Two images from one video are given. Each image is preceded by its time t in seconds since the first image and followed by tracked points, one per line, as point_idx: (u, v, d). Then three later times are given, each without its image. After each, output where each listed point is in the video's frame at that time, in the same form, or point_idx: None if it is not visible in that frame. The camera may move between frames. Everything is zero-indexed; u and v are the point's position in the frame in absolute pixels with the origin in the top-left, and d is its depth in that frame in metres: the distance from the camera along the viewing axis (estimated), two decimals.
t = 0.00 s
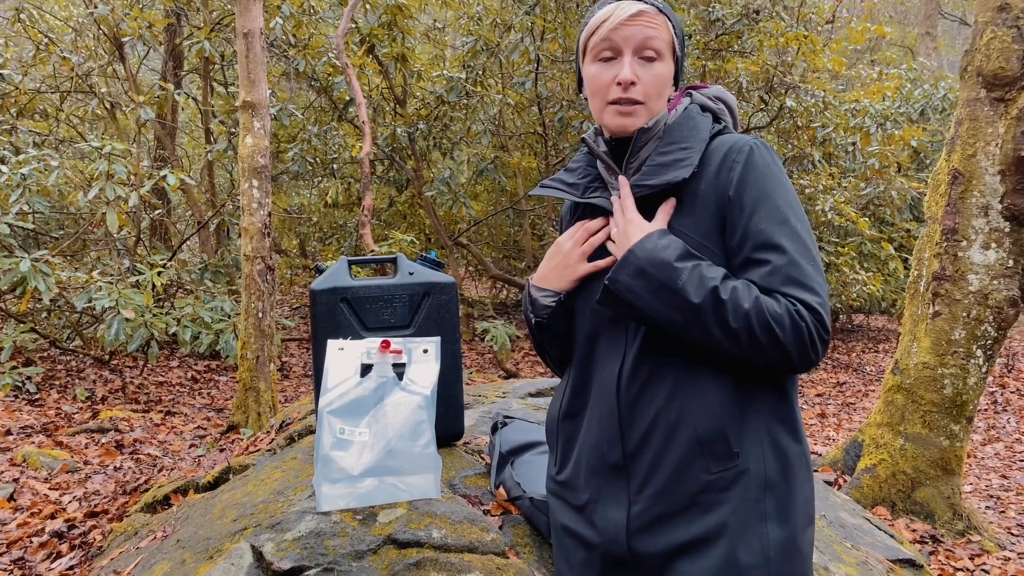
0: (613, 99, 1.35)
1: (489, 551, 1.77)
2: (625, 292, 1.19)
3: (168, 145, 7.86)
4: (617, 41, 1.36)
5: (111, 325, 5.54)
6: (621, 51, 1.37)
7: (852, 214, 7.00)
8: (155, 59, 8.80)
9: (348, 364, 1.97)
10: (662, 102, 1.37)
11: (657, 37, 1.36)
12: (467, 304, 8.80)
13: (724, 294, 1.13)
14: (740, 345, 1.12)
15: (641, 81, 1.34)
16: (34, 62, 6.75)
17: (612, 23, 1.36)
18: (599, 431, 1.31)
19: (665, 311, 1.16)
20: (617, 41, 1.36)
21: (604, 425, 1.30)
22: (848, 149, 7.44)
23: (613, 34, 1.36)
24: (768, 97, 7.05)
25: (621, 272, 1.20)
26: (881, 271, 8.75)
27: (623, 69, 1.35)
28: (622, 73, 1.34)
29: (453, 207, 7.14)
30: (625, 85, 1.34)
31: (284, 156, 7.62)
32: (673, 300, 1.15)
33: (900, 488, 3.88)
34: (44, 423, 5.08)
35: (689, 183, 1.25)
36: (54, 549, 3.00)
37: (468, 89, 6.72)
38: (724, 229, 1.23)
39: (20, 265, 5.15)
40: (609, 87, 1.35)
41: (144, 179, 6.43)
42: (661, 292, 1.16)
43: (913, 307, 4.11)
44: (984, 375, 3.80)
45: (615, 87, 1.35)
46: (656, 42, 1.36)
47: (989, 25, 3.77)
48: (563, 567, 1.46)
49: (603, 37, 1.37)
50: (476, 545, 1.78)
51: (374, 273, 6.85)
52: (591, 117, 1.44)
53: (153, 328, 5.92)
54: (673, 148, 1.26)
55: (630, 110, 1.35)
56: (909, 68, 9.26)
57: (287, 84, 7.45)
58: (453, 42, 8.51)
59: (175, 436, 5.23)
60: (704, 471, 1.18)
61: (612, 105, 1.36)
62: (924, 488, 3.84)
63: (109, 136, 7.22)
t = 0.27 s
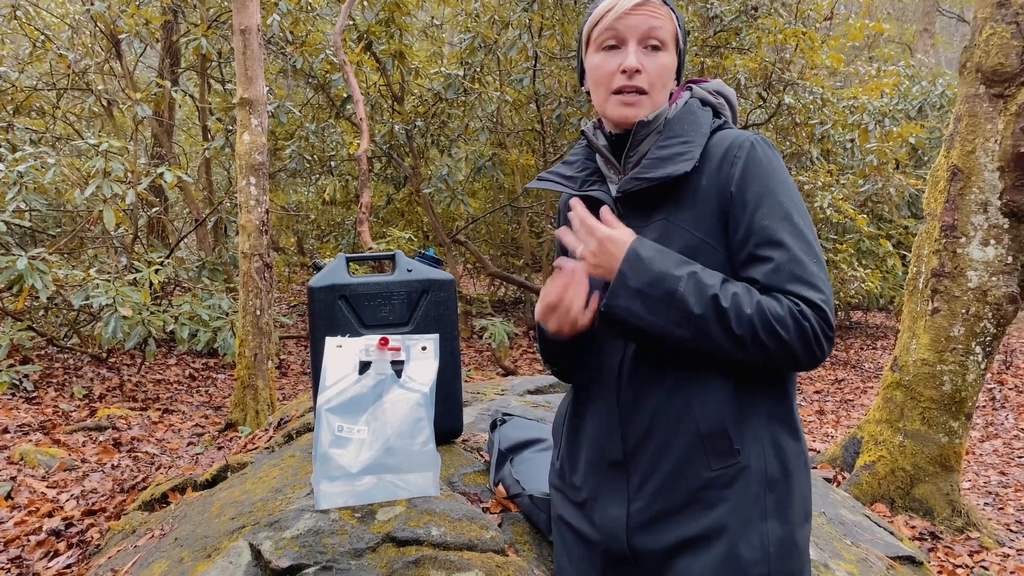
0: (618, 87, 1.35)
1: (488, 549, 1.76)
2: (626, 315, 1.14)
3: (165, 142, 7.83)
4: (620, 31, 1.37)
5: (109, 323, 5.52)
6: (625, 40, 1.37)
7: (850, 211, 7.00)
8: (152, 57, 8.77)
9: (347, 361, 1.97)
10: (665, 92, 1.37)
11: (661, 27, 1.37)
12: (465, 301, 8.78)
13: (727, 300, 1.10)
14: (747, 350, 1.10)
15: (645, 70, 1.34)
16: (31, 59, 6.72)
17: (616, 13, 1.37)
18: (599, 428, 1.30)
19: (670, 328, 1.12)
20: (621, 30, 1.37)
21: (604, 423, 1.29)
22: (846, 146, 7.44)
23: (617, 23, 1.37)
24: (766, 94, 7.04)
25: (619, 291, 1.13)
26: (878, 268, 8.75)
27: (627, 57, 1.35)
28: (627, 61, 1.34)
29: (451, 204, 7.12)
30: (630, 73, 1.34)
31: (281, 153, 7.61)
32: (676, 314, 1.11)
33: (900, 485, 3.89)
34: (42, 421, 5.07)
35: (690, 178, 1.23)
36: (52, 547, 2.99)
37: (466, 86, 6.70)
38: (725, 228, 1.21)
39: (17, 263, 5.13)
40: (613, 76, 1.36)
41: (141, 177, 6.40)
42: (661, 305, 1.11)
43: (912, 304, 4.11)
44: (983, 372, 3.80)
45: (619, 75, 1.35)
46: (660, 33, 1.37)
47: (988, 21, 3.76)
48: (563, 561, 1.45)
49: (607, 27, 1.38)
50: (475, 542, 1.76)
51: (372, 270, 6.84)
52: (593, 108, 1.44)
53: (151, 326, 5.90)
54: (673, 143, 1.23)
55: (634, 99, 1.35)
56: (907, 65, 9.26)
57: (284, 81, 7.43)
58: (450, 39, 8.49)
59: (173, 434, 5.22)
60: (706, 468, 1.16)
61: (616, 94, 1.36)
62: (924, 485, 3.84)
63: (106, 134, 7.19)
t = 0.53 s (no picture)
0: (623, 73, 1.36)
1: (487, 547, 1.75)
2: (639, 313, 1.11)
3: (161, 139, 7.80)
4: (624, 19, 1.39)
5: (105, 321, 5.50)
6: (629, 29, 1.39)
7: (847, 208, 7.01)
8: (148, 54, 8.73)
9: (345, 359, 1.97)
10: (669, 80, 1.39)
11: (664, 16, 1.40)
12: (462, 299, 8.78)
13: (739, 292, 1.09)
14: (756, 343, 1.09)
15: (651, 56, 1.36)
16: (26, 56, 6.68)
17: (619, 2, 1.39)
18: (603, 425, 1.29)
19: (686, 325, 1.10)
20: (625, 19, 1.39)
21: (608, 419, 1.28)
22: (843, 143, 7.44)
23: (621, 12, 1.39)
24: (763, 91, 7.03)
25: (632, 287, 1.11)
26: (875, 266, 8.77)
27: (632, 44, 1.37)
28: (632, 47, 1.36)
29: (448, 202, 7.11)
30: (636, 59, 1.35)
31: (278, 151, 7.59)
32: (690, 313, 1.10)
33: (897, 482, 3.90)
34: (38, 419, 5.05)
35: (691, 170, 1.22)
36: (49, 546, 2.98)
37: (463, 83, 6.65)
38: (729, 220, 1.20)
39: (12, 260, 5.10)
40: (619, 63, 1.37)
41: (137, 174, 6.38)
42: (675, 305, 1.10)
43: (909, 301, 4.11)
44: (980, 369, 3.81)
45: (624, 61, 1.36)
46: (663, 21, 1.39)
47: (985, 18, 3.76)
48: (568, 559, 1.45)
49: (611, 16, 1.40)
50: (474, 540, 1.75)
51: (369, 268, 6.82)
52: (597, 98, 1.44)
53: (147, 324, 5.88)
54: (673, 134, 1.23)
55: (639, 85, 1.36)
56: (904, 62, 9.27)
57: (280, 78, 7.41)
58: (447, 36, 8.47)
59: (170, 432, 5.21)
60: (711, 463, 1.16)
61: (621, 81, 1.37)
62: (921, 482, 3.85)
63: (102, 131, 7.16)
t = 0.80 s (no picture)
0: (621, 72, 1.36)
1: (484, 546, 1.75)
2: (640, 316, 1.11)
3: (154, 137, 7.77)
4: (618, 19, 1.39)
5: (98, 320, 5.47)
6: (623, 28, 1.39)
7: (841, 206, 7.04)
8: (141, 52, 8.69)
9: (341, 358, 1.98)
10: (666, 78, 1.38)
11: (658, 14, 1.40)
12: (457, 297, 8.77)
13: (739, 289, 1.09)
14: (758, 338, 1.09)
15: (646, 54, 1.35)
16: (18, 53, 6.63)
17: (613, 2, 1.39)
18: (603, 423, 1.29)
19: (688, 323, 1.09)
20: (619, 19, 1.39)
21: (609, 416, 1.28)
22: (837, 141, 7.47)
23: (615, 11, 1.39)
24: (757, 89, 7.04)
25: (632, 292, 1.10)
26: (868, 264, 8.81)
27: (629, 43, 1.36)
28: (629, 45, 1.35)
29: (443, 200, 7.10)
30: (632, 57, 1.35)
31: (272, 149, 7.56)
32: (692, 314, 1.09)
33: (891, 479, 3.92)
34: (31, 419, 5.02)
35: (686, 163, 1.22)
36: (43, 546, 2.96)
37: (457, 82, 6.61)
38: (727, 213, 1.20)
39: (4, 259, 5.07)
40: (615, 62, 1.36)
41: (130, 172, 6.34)
42: (676, 309, 1.09)
43: (903, 298, 4.13)
44: (974, 366, 3.83)
45: (621, 60, 1.36)
46: (657, 19, 1.39)
47: (979, 16, 3.77)
48: (570, 559, 1.45)
49: (606, 16, 1.40)
50: (471, 540, 1.75)
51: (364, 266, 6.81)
52: (594, 98, 1.44)
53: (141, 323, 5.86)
54: (669, 128, 1.23)
55: (637, 84, 1.35)
56: (897, 61, 9.30)
57: (274, 76, 7.38)
58: (441, 34, 8.46)
59: (164, 431, 5.19)
60: (714, 458, 1.16)
61: (618, 81, 1.37)
62: (915, 479, 3.88)
63: (94, 129, 7.12)
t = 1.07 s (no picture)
0: (617, 69, 1.35)
1: (481, 544, 1.74)
2: (635, 318, 1.11)
3: (143, 135, 7.71)
4: (612, 15, 1.38)
5: (88, 319, 5.43)
6: (618, 24, 1.38)
7: (831, 204, 7.07)
8: (130, 50, 8.62)
9: (336, 356, 1.96)
10: (661, 73, 1.38)
11: (652, 9, 1.39)
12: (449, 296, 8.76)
13: (737, 288, 1.08)
14: (757, 335, 1.09)
15: (641, 49, 1.35)
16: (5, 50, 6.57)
17: None
18: (601, 420, 1.29)
19: (684, 325, 1.09)
20: (613, 15, 1.38)
21: (607, 413, 1.28)
22: (827, 140, 7.50)
23: (608, 7, 1.38)
24: (748, 87, 7.07)
25: (627, 295, 1.10)
26: (859, 262, 8.86)
27: (623, 39, 1.35)
28: (623, 42, 1.35)
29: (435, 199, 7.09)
30: (628, 54, 1.34)
31: (263, 147, 7.53)
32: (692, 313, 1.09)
33: (884, 475, 3.95)
34: (20, 419, 4.98)
35: (685, 158, 1.22)
36: (35, 546, 2.93)
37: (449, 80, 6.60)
38: (726, 208, 1.19)
39: None
40: (611, 59, 1.36)
41: (120, 171, 6.29)
42: (674, 308, 1.09)
43: (895, 296, 4.16)
44: (965, 363, 3.86)
45: (617, 57, 1.35)
46: (651, 14, 1.39)
47: (970, 14, 3.79)
48: (568, 557, 1.45)
49: (600, 12, 1.39)
50: (467, 538, 1.74)
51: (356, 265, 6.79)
52: (590, 95, 1.43)
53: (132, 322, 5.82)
54: (667, 124, 1.23)
55: (632, 81, 1.35)
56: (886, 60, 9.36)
57: (264, 74, 7.34)
58: (432, 32, 8.44)
59: (156, 430, 5.15)
60: (713, 455, 1.16)
61: (613, 78, 1.36)
62: (907, 476, 3.91)
63: (83, 128, 7.06)
